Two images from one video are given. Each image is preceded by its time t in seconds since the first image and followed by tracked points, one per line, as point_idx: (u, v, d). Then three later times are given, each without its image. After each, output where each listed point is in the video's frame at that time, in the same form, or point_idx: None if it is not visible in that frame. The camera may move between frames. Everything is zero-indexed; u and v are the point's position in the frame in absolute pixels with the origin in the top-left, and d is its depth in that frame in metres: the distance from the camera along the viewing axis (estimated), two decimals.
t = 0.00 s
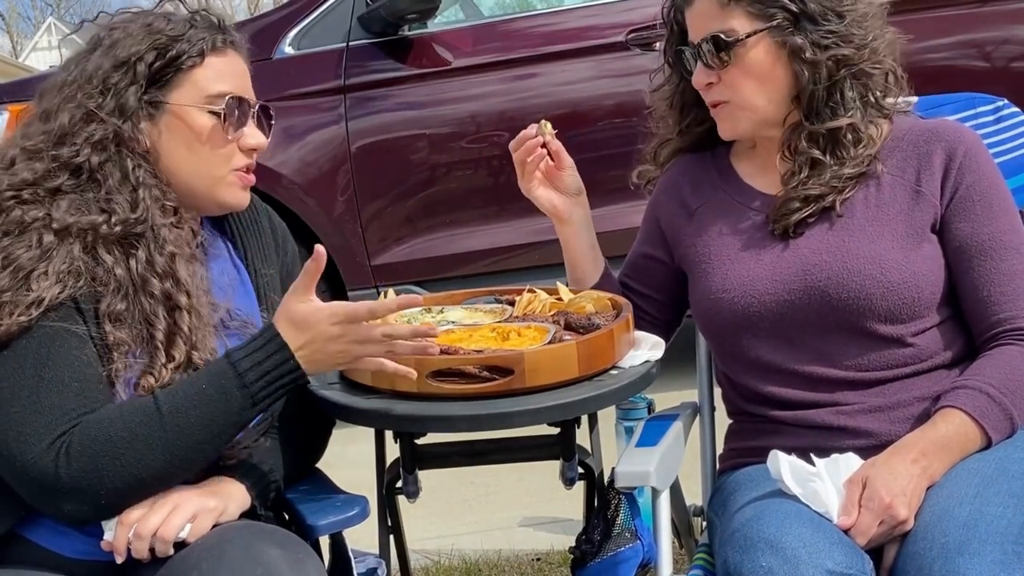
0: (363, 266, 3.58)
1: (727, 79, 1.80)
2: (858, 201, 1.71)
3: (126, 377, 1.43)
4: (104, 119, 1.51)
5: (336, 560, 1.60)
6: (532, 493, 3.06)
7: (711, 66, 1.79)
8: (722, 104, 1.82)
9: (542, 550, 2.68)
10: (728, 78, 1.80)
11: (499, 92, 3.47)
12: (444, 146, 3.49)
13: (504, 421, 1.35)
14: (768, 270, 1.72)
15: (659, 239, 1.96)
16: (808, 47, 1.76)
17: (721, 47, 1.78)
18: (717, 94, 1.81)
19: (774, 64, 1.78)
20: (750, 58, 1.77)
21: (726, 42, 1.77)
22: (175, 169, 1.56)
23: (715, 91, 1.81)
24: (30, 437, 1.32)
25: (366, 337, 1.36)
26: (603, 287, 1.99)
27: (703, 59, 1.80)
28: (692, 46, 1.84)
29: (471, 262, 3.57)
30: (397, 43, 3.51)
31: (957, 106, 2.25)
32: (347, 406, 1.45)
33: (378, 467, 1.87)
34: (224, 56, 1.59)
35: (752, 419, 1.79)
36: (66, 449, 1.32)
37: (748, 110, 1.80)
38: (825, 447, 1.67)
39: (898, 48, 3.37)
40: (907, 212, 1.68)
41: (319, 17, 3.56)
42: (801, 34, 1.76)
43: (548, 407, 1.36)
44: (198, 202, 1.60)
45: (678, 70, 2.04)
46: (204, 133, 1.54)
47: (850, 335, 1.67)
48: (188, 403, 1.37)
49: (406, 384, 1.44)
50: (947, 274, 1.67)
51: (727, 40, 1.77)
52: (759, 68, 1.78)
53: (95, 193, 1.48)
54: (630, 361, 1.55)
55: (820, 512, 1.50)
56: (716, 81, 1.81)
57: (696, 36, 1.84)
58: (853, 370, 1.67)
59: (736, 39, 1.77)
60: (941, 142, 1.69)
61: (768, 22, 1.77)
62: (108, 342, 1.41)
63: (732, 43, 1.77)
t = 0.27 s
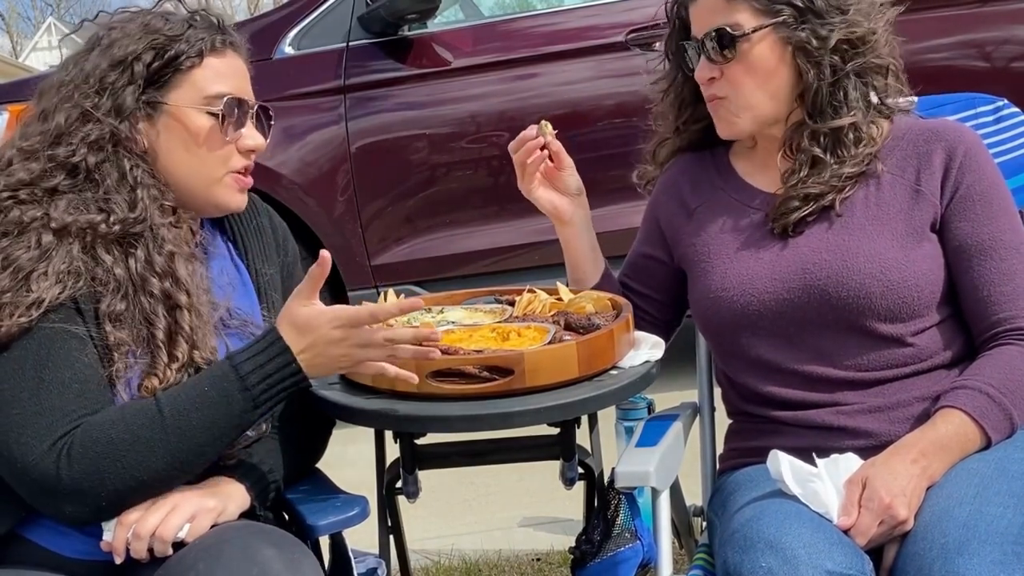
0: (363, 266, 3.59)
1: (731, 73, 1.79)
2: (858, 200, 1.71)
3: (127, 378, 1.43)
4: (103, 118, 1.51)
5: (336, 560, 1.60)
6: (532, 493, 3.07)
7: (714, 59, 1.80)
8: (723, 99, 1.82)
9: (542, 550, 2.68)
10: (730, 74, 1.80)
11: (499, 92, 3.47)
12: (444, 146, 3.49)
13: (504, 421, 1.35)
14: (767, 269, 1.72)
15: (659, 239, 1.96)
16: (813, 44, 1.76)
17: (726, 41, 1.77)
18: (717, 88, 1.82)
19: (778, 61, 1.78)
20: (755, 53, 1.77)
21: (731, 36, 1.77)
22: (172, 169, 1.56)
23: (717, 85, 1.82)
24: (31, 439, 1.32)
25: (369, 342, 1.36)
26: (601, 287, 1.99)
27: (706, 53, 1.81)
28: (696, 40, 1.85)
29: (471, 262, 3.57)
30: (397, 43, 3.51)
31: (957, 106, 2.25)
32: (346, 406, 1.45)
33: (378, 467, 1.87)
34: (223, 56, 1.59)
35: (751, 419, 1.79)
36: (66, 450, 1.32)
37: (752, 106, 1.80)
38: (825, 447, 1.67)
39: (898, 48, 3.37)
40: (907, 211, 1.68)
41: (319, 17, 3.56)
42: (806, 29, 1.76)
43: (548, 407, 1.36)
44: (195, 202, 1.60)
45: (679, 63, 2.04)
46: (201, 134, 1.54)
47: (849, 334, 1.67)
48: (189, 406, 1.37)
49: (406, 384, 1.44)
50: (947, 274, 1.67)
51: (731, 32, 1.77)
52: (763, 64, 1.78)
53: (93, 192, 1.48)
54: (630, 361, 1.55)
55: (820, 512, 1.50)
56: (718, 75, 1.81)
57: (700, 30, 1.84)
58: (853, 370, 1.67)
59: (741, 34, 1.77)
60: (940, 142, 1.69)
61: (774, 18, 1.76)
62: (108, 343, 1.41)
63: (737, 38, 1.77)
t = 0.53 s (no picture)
0: (363, 266, 3.59)
1: (773, 56, 1.76)
2: (859, 198, 1.71)
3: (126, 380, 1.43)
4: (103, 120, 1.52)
5: (335, 561, 1.60)
6: (532, 493, 3.07)
7: (758, 36, 1.75)
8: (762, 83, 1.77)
9: (542, 550, 2.68)
10: (778, 53, 1.76)
11: (499, 92, 3.47)
12: (444, 146, 3.49)
13: (504, 420, 1.35)
14: (768, 268, 1.72)
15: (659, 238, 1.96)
16: (846, 36, 1.80)
17: (775, 19, 1.75)
18: (762, 69, 1.77)
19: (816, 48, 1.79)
20: (798, 32, 1.76)
21: (778, 14, 1.74)
22: (173, 169, 1.56)
23: (760, 65, 1.77)
24: (29, 439, 1.32)
25: (365, 338, 1.36)
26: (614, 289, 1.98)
27: (750, 30, 1.76)
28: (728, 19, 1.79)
29: (470, 262, 3.57)
30: (397, 43, 3.51)
31: (958, 106, 2.25)
32: (346, 406, 1.45)
33: (378, 467, 1.87)
34: (227, 59, 1.59)
35: (751, 419, 1.79)
36: (65, 450, 1.32)
37: (791, 90, 1.78)
38: (825, 447, 1.67)
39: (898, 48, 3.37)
40: (908, 210, 1.68)
41: (319, 17, 3.56)
42: (840, 20, 1.80)
43: (548, 407, 1.36)
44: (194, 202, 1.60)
45: (692, 40, 2.03)
46: (205, 136, 1.54)
47: (850, 333, 1.67)
48: (188, 405, 1.37)
49: (406, 384, 1.44)
50: (948, 274, 1.67)
51: (785, 9, 1.74)
52: (807, 48, 1.77)
53: (93, 194, 1.48)
54: (630, 361, 1.55)
55: (820, 512, 1.50)
56: (761, 54, 1.76)
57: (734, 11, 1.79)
58: (853, 369, 1.67)
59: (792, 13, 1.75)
60: (942, 141, 1.69)
61: (816, 5, 1.78)
62: (108, 343, 1.41)
63: (786, 17, 1.75)
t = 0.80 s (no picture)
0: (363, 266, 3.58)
1: (808, 42, 1.75)
2: (861, 199, 1.71)
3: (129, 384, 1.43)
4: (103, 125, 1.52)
5: (335, 561, 1.60)
6: (532, 493, 3.06)
7: (796, 20, 1.74)
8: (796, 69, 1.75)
9: (542, 550, 2.68)
10: (813, 38, 1.75)
11: (499, 92, 3.47)
12: (444, 146, 3.49)
13: (504, 420, 1.35)
14: (769, 270, 1.72)
15: (660, 237, 1.96)
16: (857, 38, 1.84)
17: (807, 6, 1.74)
18: (797, 53, 1.75)
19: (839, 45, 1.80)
20: (831, 23, 1.77)
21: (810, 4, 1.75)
22: (174, 174, 1.56)
23: (796, 48, 1.75)
24: (26, 437, 1.31)
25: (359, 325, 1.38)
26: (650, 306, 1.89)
27: (789, 11, 1.75)
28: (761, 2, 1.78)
29: (470, 262, 3.57)
30: (397, 43, 3.51)
31: (958, 106, 2.25)
32: (346, 406, 1.45)
33: (378, 467, 1.87)
34: (228, 61, 1.59)
35: (751, 419, 1.79)
36: (60, 446, 1.31)
37: (820, 79, 1.77)
38: (825, 447, 1.67)
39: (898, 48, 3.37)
40: (909, 211, 1.68)
41: (319, 17, 3.56)
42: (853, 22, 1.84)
43: (548, 407, 1.36)
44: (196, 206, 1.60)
45: (714, 21, 1.96)
46: (207, 140, 1.54)
47: (851, 334, 1.67)
48: (175, 386, 1.34)
49: (406, 384, 1.44)
50: (949, 274, 1.67)
51: None
52: (834, 41, 1.78)
53: (95, 199, 1.48)
54: (630, 361, 1.55)
55: (820, 512, 1.50)
56: (798, 38, 1.75)
57: None
58: (854, 370, 1.67)
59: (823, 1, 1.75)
60: (943, 142, 1.69)
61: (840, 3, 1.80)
62: (107, 340, 1.40)
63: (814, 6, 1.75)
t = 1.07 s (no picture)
0: (363, 266, 3.58)
1: (792, 48, 1.75)
2: (871, 199, 1.71)
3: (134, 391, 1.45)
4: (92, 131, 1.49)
5: (335, 561, 1.60)
6: (532, 493, 3.06)
7: (779, 28, 1.74)
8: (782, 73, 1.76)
9: (542, 550, 2.68)
10: (796, 45, 1.75)
11: (499, 92, 3.47)
12: (444, 146, 3.49)
13: (505, 421, 1.35)
14: (783, 269, 1.71)
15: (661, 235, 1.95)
16: (866, 35, 1.82)
17: (793, 12, 1.74)
18: (780, 60, 1.75)
19: (836, 46, 1.80)
20: (819, 29, 1.76)
21: (799, 8, 1.74)
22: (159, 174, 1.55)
23: (778, 57, 1.75)
24: None
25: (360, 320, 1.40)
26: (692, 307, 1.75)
27: (770, 21, 1.74)
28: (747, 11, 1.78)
29: (470, 262, 3.57)
30: (397, 43, 3.51)
31: (959, 106, 2.25)
32: (347, 406, 1.45)
33: (378, 467, 1.87)
34: (201, 49, 1.56)
35: (752, 418, 1.79)
36: (33, 391, 1.29)
37: (810, 83, 1.77)
38: (826, 447, 1.67)
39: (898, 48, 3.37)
40: (919, 212, 1.68)
41: (319, 17, 3.56)
42: (862, 21, 1.82)
43: (548, 407, 1.36)
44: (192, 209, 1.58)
45: (705, 25, 2.00)
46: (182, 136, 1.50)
47: (860, 335, 1.67)
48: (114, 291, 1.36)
49: (406, 384, 1.43)
50: (956, 276, 1.67)
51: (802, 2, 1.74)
52: (827, 45, 1.78)
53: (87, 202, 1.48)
54: (630, 361, 1.55)
55: (820, 513, 1.50)
56: (780, 46, 1.75)
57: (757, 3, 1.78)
58: (859, 370, 1.67)
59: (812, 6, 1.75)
60: (951, 143, 1.70)
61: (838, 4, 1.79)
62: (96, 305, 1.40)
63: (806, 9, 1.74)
